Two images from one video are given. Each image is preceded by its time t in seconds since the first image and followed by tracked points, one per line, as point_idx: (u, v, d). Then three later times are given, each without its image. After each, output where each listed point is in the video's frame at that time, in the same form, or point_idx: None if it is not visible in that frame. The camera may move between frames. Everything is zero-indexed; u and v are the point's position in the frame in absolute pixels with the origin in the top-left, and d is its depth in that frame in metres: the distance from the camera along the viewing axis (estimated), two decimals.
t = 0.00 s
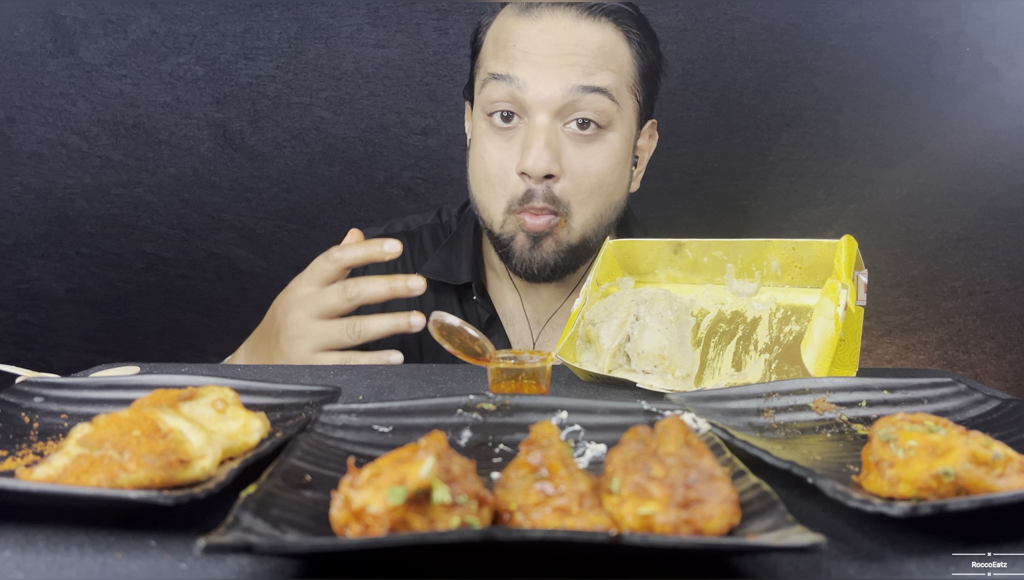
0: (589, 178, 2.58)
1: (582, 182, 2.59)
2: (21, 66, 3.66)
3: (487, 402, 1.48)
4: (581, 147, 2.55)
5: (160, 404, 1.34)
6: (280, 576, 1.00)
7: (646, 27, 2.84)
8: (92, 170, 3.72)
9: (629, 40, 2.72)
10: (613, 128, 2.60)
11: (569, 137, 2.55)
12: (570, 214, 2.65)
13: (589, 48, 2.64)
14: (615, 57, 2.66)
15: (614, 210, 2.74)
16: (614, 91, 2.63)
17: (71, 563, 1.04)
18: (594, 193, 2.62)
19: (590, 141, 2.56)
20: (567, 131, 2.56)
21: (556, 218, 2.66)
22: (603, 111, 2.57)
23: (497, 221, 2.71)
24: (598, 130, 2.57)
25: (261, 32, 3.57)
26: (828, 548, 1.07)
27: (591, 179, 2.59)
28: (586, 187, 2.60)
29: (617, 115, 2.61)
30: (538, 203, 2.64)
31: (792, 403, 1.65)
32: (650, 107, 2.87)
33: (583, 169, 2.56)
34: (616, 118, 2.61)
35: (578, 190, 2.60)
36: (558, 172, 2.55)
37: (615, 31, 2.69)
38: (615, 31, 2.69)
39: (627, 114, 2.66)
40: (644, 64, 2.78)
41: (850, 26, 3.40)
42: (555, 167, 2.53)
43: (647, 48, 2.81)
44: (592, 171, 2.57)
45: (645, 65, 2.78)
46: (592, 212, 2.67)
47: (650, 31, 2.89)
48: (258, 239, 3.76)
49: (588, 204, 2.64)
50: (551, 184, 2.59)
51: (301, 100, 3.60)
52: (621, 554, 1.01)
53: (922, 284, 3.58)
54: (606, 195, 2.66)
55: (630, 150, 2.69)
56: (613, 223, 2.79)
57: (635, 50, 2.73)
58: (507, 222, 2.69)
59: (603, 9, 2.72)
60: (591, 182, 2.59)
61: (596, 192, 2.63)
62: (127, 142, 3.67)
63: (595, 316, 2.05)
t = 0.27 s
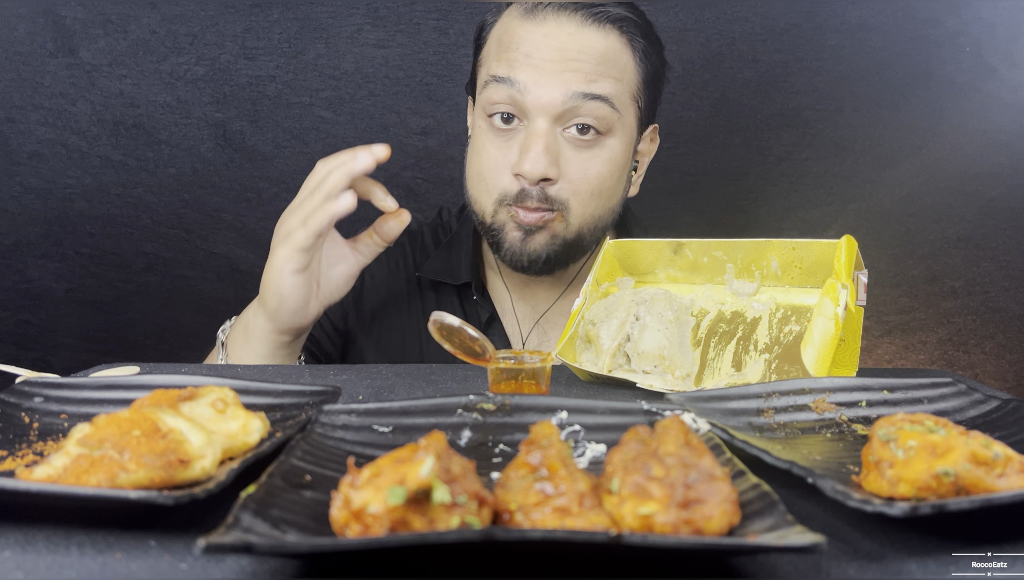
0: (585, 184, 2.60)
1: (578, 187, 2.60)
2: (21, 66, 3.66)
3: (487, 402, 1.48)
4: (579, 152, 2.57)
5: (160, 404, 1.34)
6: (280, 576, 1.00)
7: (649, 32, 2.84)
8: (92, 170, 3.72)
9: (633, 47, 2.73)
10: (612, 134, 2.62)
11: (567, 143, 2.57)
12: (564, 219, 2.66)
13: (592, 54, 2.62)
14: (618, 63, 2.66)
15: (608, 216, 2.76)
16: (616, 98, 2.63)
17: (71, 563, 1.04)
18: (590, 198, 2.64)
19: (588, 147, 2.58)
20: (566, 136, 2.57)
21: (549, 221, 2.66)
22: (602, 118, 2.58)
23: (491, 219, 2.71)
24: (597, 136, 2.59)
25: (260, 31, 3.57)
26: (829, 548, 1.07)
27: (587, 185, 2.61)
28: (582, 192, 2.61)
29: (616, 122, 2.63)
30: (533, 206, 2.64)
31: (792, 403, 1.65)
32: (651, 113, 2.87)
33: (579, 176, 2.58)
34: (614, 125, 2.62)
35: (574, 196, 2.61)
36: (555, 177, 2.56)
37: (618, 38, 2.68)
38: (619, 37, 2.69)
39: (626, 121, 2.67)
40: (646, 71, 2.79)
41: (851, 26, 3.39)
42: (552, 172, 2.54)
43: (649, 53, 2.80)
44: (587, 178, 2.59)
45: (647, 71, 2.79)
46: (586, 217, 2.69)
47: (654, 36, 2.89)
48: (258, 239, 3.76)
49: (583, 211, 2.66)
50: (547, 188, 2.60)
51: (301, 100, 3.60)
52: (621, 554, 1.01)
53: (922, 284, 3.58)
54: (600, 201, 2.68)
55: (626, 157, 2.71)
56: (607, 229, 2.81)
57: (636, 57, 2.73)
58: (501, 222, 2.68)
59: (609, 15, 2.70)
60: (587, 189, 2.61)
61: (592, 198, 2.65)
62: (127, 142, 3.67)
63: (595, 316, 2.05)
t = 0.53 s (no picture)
0: (599, 186, 2.62)
1: (592, 189, 2.62)
2: (21, 66, 3.66)
3: (487, 402, 1.48)
4: (592, 154, 2.58)
5: (160, 404, 1.34)
6: (280, 576, 1.00)
7: (655, 32, 2.84)
8: (92, 170, 3.72)
9: (641, 48, 2.72)
10: (623, 136, 2.62)
11: (580, 145, 2.58)
12: (580, 221, 2.68)
13: (601, 57, 2.63)
14: (627, 65, 2.66)
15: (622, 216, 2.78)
16: (625, 100, 2.64)
17: (71, 563, 1.04)
18: (603, 200, 2.66)
19: (600, 149, 2.59)
20: (578, 139, 2.58)
21: (565, 223, 2.68)
22: (614, 120, 2.59)
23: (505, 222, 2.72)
24: (608, 138, 2.59)
25: (261, 31, 3.57)
26: (829, 548, 1.07)
27: (601, 186, 2.62)
28: (596, 193, 2.63)
29: (626, 124, 2.63)
30: (547, 209, 2.66)
31: (792, 403, 1.65)
32: (656, 111, 2.88)
33: (593, 178, 2.60)
34: (626, 126, 2.63)
35: (588, 198, 2.63)
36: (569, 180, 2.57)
37: (626, 40, 2.68)
38: (627, 39, 2.68)
39: (636, 122, 2.68)
40: (653, 71, 2.79)
41: (851, 26, 3.39)
42: (566, 176, 2.55)
43: (655, 54, 2.81)
44: (601, 179, 2.61)
45: (654, 72, 2.79)
46: (600, 218, 2.70)
47: (660, 38, 2.89)
48: (258, 239, 3.76)
49: (597, 211, 2.68)
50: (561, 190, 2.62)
51: (301, 100, 3.60)
52: (621, 555, 1.01)
53: (922, 284, 3.58)
54: (614, 202, 2.69)
55: (637, 157, 2.72)
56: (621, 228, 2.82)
57: (645, 58, 2.73)
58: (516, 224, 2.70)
59: (617, 18, 2.68)
60: (601, 190, 2.63)
61: (606, 199, 2.66)
62: (127, 142, 3.67)
63: (595, 316, 2.05)
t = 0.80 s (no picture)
0: (600, 186, 2.64)
1: (593, 191, 2.64)
2: (21, 66, 3.66)
3: (487, 402, 1.48)
4: (593, 157, 2.59)
5: (160, 404, 1.34)
6: (280, 576, 1.00)
7: (653, 30, 2.82)
8: (92, 170, 3.72)
9: (639, 47, 2.72)
10: (623, 137, 2.63)
11: (580, 148, 2.59)
12: (581, 221, 2.69)
13: (600, 58, 2.62)
14: (625, 65, 2.66)
15: (623, 215, 2.79)
16: (625, 100, 2.65)
17: (71, 563, 1.04)
18: (604, 200, 2.67)
19: (601, 150, 2.60)
20: (578, 141, 2.59)
21: (566, 224, 2.70)
22: (614, 121, 2.59)
23: (507, 225, 2.73)
24: (609, 139, 2.60)
25: (261, 31, 3.57)
26: (829, 548, 1.07)
27: (602, 187, 2.64)
28: (598, 194, 2.65)
29: (626, 125, 2.64)
30: (548, 211, 2.67)
31: (792, 403, 1.65)
32: (656, 108, 2.89)
33: (594, 180, 2.62)
34: (626, 127, 2.64)
35: (589, 199, 2.65)
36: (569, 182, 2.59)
37: (624, 40, 2.68)
38: (625, 40, 2.68)
39: (636, 123, 2.69)
40: (653, 69, 2.80)
41: (851, 26, 3.39)
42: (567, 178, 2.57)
43: (653, 52, 2.80)
44: (602, 180, 2.62)
45: (653, 71, 2.79)
46: (601, 219, 2.72)
47: (658, 35, 2.88)
48: (258, 239, 3.76)
49: (598, 212, 2.69)
50: (563, 192, 2.63)
51: (301, 100, 3.60)
52: (621, 555, 1.01)
53: (922, 284, 3.58)
54: (616, 201, 2.71)
55: (638, 157, 2.74)
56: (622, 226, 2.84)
57: (643, 59, 2.73)
58: (518, 227, 2.70)
59: (616, 18, 2.68)
60: (601, 191, 2.65)
61: (608, 199, 2.68)
62: (127, 142, 3.67)
63: (595, 316, 2.05)
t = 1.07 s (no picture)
0: (589, 199, 2.63)
1: (581, 202, 2.64)
2: (21, 66, 3.66)
3: (487, 402, 1.48)
4: (582, 170, 2.58)
5: (160, 404, 1.34)
6: (280, 576, 1.00)
7: (650, 39, 2.81)
8: (92, 170, 3.72)
9: (634, 58, 2.71)
10: (614, 150, 2.62)
11: (570, 160, 2.57)
12: (569, 232, 2.71)
13: (592, 71, 2.62)
14: (619, 77, 2.66)
15: (613, 226, 2.79)
16: (617, 112, 2.64)
17: (71, 563, 1.04)
18: (593, 212, 2.68)
19: (591, 163, 2.59)
20: (568, 154, 2.56)
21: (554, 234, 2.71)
22: (605, 134, 2.58)
23: (495, 233, 2.77)
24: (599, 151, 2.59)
25: (261, 31, 3.57)
26: (829, 548, 1.07)
27: (591, 199, 2.64)
28: (587, 207, 2.65)
29: (619, 137, 2.62)
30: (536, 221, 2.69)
31: (792, 403, 1.65)
32: (652, 119, 2.88)
33: (583, 192, 2.61)
34: (617, 140, 2.62)
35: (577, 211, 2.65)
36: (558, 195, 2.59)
37: (618, 52, 2.68)
38: (619, 52, 2.68)
39: (628, 135, 2.67)
40: (648, 82, 2.79)
41: (851, 26, 3.39)
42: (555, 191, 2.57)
43: (648, 62, 2.79)
44: (591, 193, 2.62)
45: (648, 82, 2.78)
46: (589, 229, 2.73)
47: (655, 43, 2.87)
48: (258, 239, 3.76)
49: (586, 223, 2.70)
50: (551, 205, 2.64)
51: (301, 100, 3.60)
52: (621, 555, 1.01)
53: (922, 284, 3.58)
54: (604, 214, 2.71)
55: (630, 168, 2.72)
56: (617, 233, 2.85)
57: (637, 69, 2.72)
58: (506, 235, 2.74)
59: (612, 31, 2.68)
60: (591, 203, 2.65)
61: (597, 211, 2.69)
62: (127, 142, 3.67)
63: (595, 316, 2.05)
